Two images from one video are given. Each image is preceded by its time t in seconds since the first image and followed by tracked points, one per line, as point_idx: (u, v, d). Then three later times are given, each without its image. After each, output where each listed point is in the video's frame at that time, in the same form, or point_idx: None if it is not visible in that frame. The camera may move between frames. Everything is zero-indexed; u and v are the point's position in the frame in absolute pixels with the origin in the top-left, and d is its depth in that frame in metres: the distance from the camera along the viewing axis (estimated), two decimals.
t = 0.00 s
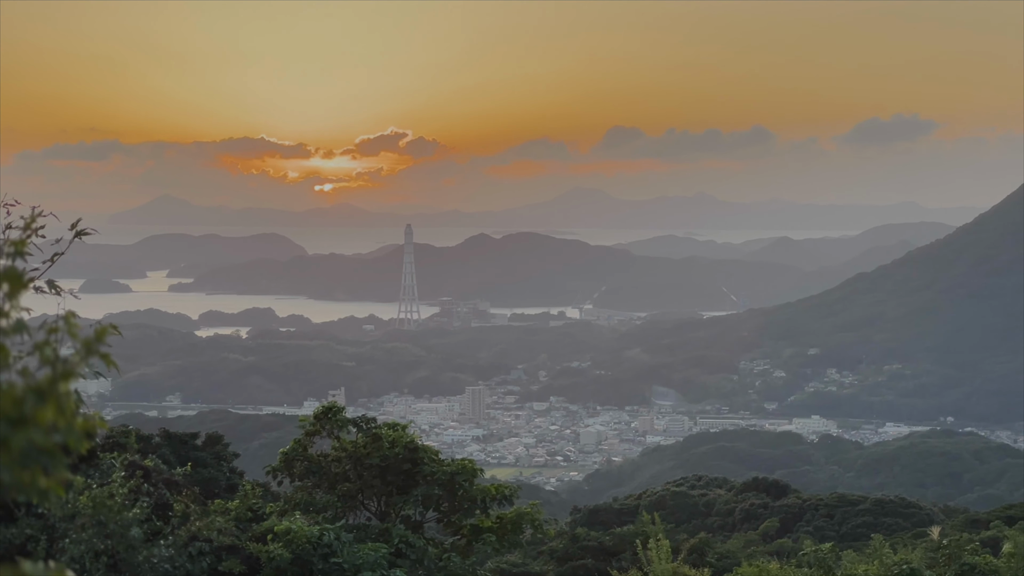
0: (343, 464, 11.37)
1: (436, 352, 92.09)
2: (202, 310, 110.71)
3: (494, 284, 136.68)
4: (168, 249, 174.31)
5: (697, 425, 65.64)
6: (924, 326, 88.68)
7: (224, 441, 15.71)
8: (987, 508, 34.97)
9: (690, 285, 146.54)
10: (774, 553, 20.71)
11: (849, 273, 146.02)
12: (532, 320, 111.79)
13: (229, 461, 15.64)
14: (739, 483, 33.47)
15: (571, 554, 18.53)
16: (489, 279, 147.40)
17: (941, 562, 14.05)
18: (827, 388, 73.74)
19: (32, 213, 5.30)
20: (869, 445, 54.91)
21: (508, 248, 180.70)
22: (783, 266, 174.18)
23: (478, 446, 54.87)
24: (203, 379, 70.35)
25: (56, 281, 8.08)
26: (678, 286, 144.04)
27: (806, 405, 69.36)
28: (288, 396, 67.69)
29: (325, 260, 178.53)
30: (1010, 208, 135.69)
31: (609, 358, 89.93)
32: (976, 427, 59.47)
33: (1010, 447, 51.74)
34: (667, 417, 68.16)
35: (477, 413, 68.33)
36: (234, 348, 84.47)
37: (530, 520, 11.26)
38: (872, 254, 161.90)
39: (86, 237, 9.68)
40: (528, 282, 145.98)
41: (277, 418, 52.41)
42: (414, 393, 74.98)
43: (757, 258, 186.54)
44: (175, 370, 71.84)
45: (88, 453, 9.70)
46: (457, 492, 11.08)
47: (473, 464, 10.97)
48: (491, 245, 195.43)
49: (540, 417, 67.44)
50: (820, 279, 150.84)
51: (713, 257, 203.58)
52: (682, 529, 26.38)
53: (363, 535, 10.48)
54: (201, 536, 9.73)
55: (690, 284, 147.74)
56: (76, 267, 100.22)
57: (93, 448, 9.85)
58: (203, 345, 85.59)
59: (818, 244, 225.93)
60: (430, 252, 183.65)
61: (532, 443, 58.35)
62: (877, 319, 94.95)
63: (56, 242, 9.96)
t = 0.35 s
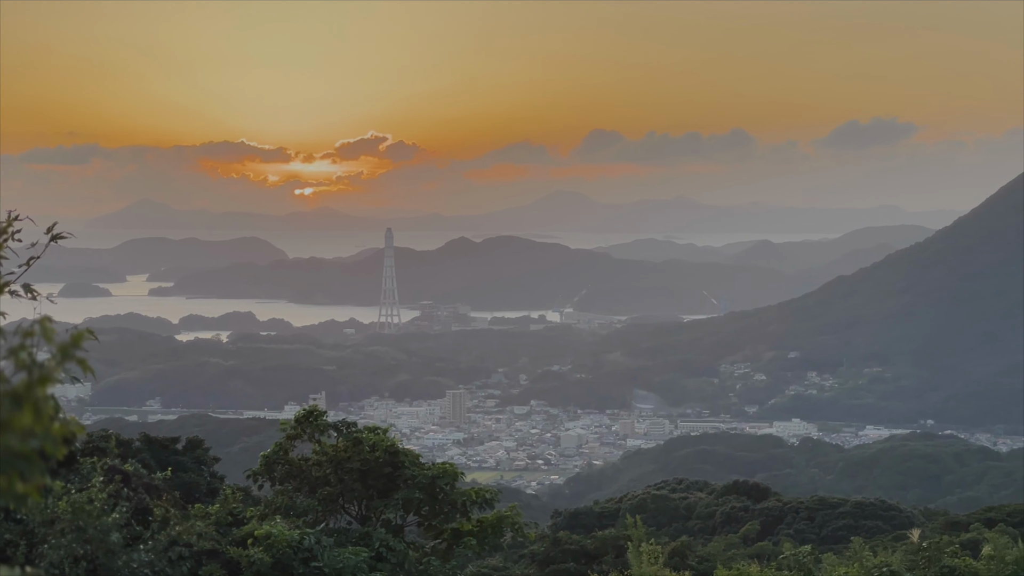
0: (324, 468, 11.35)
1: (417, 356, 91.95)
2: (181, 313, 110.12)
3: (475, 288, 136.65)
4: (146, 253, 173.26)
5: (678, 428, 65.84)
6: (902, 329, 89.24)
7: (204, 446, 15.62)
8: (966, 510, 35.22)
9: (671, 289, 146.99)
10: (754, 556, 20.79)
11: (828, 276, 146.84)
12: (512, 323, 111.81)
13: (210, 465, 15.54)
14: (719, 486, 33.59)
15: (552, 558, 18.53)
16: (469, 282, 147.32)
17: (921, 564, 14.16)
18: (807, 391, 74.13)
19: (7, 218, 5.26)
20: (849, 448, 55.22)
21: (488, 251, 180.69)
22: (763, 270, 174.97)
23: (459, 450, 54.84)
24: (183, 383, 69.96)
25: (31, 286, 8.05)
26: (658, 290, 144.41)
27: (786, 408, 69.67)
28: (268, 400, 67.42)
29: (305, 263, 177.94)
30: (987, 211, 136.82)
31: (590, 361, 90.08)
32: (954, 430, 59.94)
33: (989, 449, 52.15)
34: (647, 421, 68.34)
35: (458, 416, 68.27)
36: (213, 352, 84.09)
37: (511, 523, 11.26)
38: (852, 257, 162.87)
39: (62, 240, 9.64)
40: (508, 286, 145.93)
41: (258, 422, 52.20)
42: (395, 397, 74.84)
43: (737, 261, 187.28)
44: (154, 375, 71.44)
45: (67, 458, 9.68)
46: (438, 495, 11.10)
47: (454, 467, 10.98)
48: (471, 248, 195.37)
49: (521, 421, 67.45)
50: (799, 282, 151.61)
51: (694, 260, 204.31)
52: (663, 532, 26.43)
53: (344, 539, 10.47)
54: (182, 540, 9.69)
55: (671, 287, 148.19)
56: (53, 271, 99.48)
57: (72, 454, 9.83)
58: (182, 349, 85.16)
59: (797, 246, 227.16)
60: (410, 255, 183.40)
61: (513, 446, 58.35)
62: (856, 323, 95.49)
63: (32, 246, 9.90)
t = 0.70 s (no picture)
0: (305, 471, 11.32)
1: (398, 359, 91.79)
2: (161, 317, 109.50)
3: (456, 291, 136.57)
4: (126, 256, 172.34)
5: (659, 431, 66.00)
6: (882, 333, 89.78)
7: (186, 450, 15.56)
8: (947, 512, 35.42)
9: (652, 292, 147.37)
10: (736, 559, 20.86)
11: (809, 279, 147.58)
12: (494, 327, 111.85)
13: (191, 469, 15.48)
14: (700, 488, 33.68)
15: (534, 562, 18.58)
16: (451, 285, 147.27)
17: (901, 567, 14.24)
18: (788, 394, 74.46)
19: None
20: (830, 450, 55.49)
21: (470, 254, 180.62)
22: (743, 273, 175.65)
23: (440, 453, 54.80)
24: (162, 387, 69.59)
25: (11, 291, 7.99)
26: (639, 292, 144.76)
27: (767, 411, 69.95)
28: (249, 403, 67.14)
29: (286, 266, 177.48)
30: (966, 215, 137.83)
31: (571, 364, 90.20)
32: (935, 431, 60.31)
33: (969, 451, 52.49)
34: (629, 424, 68.51)
35: (439, 419, 68.21)
36: (194, 356, 83.78)
37: (492, 527, 11.25)
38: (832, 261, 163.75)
39: (41, 245, 9.58)
40: (490, 289, 145.93)
41: (239, 426, 52.04)
42: (376, 401, 74.71)
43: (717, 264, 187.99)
44: (134, 379, 71.09)
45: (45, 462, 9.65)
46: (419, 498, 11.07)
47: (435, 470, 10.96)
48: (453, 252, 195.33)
49: (502, 424, 67.44)
50: (779, 285, 152.27)
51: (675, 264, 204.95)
52: (645, 535, 26.50)
53: (325, 542, 10.45)
54: (163, 544, 9.66)
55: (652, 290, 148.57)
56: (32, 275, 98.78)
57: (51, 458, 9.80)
58: (162, 352, 84.72)
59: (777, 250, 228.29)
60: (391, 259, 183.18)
61: (495, 449, 58.32)
62: (836, 326, 95.98)
63: (10, 250, 9.83)
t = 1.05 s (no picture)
0: (290, 475, 11.29)
1: (384, 362, 91.66)
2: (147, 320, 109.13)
3: (442, 294, 136.48)
4: (111, 259, 171.71)
5: (645, 433, 66.19)
6: (868, 335, 90.18)
7: (171, 453, 15.50)
8: (933, 514, 35.66)
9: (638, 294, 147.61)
10: (722, 562, 20.94)
11: (794, 281, 148.19)
12: (480, 330, 111.81)
13: (177, 472, 15.44)
14: (687, 491, 33.78)
15: (521, 564, 18.56)
16: (437, 288, 147.20)
17: (887, 569, 14.33)
18: (773, 396, 74.78)
19: None
20: (816, 453, 55.73)
21: (456, 257, 180.47)
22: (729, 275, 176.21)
23: (426, 456, 54.74)
24: (148, 391, 69.33)
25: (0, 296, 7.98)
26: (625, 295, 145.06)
27: (753, 413, 70.18)
28: (235, 407, 66.95)
29: (272, 269, 177.11)
30: (950, 218, 138.58)
31: (557, 366, 90.30)
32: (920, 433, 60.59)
33: (953, 453, 52.81)
34: (615, 426, 68.62)
35: (425, 421, 68.17)
36: (180, 359, 83.51)
37: (478, 530, 11.27)
38: (817, 263, 164.43)
39: (24, 249, 9.54)
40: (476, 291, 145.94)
41: (225, 429, 51.91)
42: (362, 403, 74.60)
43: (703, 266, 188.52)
44: (119, 382, 70.81)
45: (30, 465, 9.64)
46: (404, 501, 11.04)
47: (421, 473, 10.97)
48: (439, 254, 195.25)
49: (489, 426, 67.44)
50: (765, 288, 152.77)
51: (661, 265, 205.41)
52: (631, 538, 26.59)
53: (311, 545, 10.43)
54: (147, 547, 9.61)
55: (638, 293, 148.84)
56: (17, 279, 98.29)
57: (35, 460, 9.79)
58: (148, 355, 84.43)
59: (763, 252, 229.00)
60: (377, 262, 182.97)
61: (481, 451, 58.25)
62: (821, 329, 96.38)
63: None
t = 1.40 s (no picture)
0: (278, 476, 11.23)
1: (372, 364, 91.57)
2: (133, 322, 108.62)
3: (431, 296, 136.42)
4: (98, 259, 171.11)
5: (633, 434, 66.27)
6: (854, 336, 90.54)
7: (159, 454, 15.45)
8: (921, 516, 35.81)
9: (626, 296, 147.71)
10: (710, 563, 21.00)
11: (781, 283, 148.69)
12: (468, 332, 111.82)
13: (164, 473, 15.40)
14: (676, 493, 33.80)
15: (508, 566, 18.52)
16: (425, 290, 147.09)
17: (875, 569, 14.48)
18: (761, 398, 75.00)
19: None
20: (804, 454, 55.92)
21: (444, 259, 180.28)
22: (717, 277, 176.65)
23: (414, 458, 54.68)
24: (135, 393, 69.03)
25: None
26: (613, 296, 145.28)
27: (740, 414, 70.39)
28: (223, 409, 66.73)
29: (260, 271, 176.72)
30: (936, 221, 139.26)
31: (545, 368, 90.36)
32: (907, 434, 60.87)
33: (941, 454, 53.09)
34: (603, 428, 68.73)
35: (413, 423, 68.08)
36: (167, 361, 83.13)
37: (465, 532, 11.30)
38: (804, 265, 165.00)
39: (11, 251, 9.51)
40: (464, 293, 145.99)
41: (213, 430, 51.73)
42: (350, 405, 74.51)
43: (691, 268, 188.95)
44: (106, 384, 70.44)
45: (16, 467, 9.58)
46: (392, 503, 11.08)
47: (409, 474, 10.99)
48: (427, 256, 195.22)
49: (477, 428, 67.42)
50: (753, 289, 153.23)
51: (648, 267, 205.70)
52: (620, 539, 26.63)
53: (299, 547, 10.42)
54: (136, 549, 9.59)
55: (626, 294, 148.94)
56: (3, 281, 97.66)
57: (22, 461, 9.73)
58: (135, 357, 84.10)
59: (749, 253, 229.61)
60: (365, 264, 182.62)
61: (468, 454, 58.22)
62: (809, 330, 96.72)
63: None
